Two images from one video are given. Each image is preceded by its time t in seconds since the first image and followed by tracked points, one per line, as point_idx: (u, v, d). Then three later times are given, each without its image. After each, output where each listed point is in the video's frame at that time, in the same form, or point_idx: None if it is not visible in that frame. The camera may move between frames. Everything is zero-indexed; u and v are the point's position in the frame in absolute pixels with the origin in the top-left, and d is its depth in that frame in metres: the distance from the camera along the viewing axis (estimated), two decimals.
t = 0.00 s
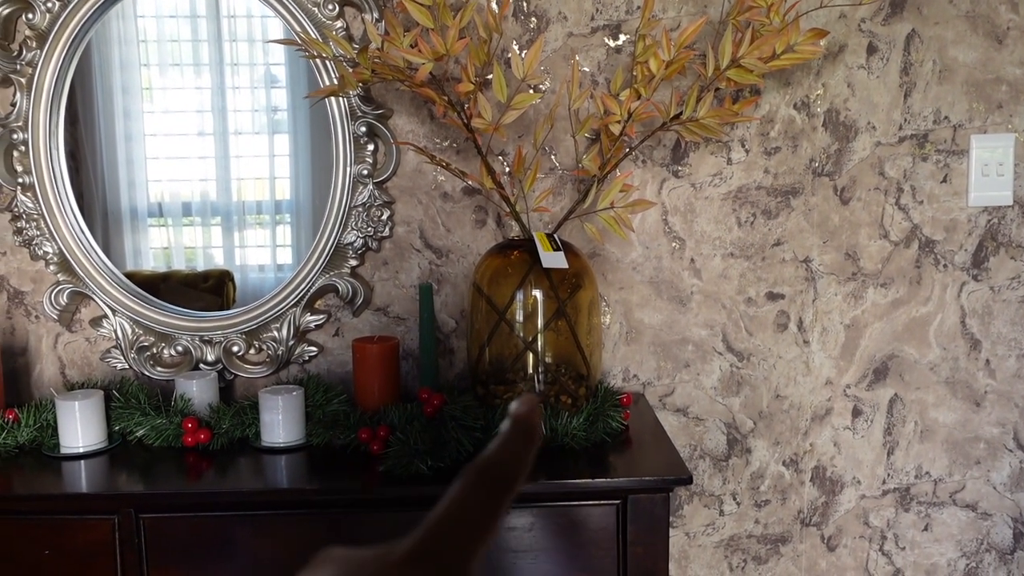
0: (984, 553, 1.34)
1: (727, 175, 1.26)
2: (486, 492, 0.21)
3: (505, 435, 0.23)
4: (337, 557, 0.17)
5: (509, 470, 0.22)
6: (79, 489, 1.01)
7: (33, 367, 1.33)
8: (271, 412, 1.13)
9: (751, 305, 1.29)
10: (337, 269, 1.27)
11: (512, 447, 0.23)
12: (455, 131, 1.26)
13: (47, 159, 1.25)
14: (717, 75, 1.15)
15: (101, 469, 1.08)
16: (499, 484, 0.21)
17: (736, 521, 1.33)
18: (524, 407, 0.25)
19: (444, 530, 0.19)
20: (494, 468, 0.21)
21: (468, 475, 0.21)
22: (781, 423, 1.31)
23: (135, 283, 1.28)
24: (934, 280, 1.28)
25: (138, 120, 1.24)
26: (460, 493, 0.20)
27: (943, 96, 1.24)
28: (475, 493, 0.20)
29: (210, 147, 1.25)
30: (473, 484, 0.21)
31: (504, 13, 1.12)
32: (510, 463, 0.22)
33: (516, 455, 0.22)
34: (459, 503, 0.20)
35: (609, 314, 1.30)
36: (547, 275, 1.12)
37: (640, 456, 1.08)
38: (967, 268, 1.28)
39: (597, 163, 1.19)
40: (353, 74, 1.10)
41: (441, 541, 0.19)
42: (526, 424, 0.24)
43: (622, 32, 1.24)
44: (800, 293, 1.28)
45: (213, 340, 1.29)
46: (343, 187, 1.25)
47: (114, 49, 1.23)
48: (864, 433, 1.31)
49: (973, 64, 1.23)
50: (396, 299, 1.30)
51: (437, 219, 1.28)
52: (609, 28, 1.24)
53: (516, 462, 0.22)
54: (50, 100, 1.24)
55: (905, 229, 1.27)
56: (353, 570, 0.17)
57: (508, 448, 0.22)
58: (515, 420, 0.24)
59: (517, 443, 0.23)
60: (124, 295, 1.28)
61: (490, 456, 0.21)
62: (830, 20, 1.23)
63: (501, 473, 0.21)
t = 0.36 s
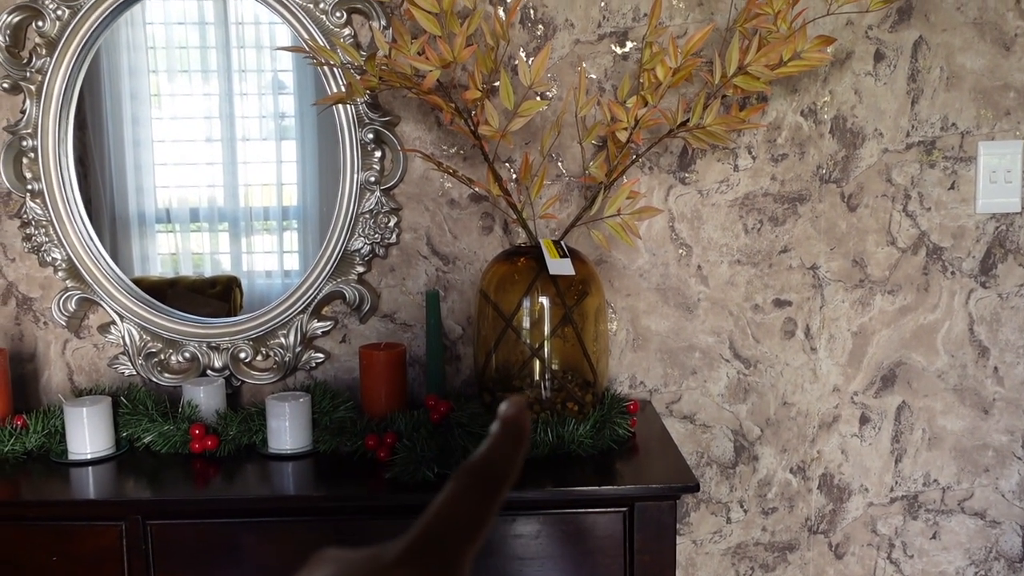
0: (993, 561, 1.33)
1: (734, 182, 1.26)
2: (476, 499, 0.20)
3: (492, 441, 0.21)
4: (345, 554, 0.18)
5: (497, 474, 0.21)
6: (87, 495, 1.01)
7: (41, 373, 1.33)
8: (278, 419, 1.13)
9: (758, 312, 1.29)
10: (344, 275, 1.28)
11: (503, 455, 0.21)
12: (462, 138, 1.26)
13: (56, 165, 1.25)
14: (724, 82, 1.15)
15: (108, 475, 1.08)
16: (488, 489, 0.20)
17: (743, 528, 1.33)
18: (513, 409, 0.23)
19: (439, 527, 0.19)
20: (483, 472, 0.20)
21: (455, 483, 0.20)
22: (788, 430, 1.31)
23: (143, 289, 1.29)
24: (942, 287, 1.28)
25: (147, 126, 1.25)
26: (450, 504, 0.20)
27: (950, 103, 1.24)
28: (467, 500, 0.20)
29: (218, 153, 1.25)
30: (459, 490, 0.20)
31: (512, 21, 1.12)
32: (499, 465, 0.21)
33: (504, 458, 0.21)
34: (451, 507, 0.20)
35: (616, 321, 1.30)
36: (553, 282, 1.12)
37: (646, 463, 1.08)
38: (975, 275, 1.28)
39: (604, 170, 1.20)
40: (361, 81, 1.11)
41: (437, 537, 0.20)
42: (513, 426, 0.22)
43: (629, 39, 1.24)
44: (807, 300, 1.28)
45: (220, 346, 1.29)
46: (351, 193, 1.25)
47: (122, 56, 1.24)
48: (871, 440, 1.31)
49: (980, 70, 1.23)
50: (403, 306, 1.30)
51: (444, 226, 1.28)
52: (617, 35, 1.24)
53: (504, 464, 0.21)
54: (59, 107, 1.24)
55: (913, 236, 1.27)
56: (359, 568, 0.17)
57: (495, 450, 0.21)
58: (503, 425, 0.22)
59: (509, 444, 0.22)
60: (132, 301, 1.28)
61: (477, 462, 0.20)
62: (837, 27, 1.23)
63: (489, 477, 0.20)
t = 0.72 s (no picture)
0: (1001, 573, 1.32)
1: (739, 191, 1.25)
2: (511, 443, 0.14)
3: (522, 368, 0.15)
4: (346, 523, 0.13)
5: (535, 410, 0.14)
6: (89, 505, 1.01)
7: (45, 383, 1.33)
8: (281, 429, 1.13)
9: (764, 321, 1.28)
10: (348, 284, 1.27)
11: (541, 381, 0.15)
12: (466, 147, 1.26)
13: (60, 174, 1.25)
14: (728, 92, 1.15)
15: (111, 485, 1.08)
16: (523, 430, 0.14)
17: (749, 539, 1.32)
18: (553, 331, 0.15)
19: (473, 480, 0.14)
20: (514, 412, 0.14)
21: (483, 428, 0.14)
22: (794, 441, 1.30)
23: (147, 298, 1.29)
24: (948, 297, 1.27)
25: (152, 136, 1.25)
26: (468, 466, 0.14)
27: (956, 112, 1.23)
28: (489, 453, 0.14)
29: (223, 162, 1.25)
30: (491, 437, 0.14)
31: (516, 30, 1.12)
32: (539, 400, 0.14)
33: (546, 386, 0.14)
34: (477, 458, 0.14)
35: (620, 331, 1.29)
36: (558, 291, 1.12)
37: (651, 473, 1.07)
38: (982, 284, 1.27)
39: (609, 179, 1.19)
40: (365, 90, 1.10)
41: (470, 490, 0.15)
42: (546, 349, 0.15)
43: (634, 48, 1.24)
44: (813, 310, 1.27)
45: (224, 356, 1.29)
46: (355, 202, 1.25)
47: (128, 65, 1.24)
48: (878, 451, 1.30)
49: (986, 79, 1.23)
50: (407, 315, 1.30)
51: (448, 235, 1.28)
52: (621, 44, 1.24)
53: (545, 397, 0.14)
54: (64, 116, 1.24)
55: (919, 245, 1.26)
56: (369, 542, 0.13)
57: (534, 378, 0.14)
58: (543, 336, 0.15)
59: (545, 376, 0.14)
60: (136, 311, 1.28)
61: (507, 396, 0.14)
62: (842, 36, 1.22)
63: (525, 415, 0.14)
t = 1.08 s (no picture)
0: None
1: (742, 198, 1.25)
2: (524, 476, 0.18)
3: (540, 410, 0.19)
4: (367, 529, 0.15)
5: (548, 451, 0.18)
6: (88, 513, 1.00)
7: (44, 390, 1.32)
8: (281, 436, 1.12)
9: (766, 329, 1.27)
10: (348, 291, 1.27)
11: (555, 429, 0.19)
12: (467, 154, 1.26)
13: (61, 181, 1.25)
14: (731, 98, 1.14)
15: (110, 493, 1.07)
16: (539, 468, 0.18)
17: (752, 549, 1.31)
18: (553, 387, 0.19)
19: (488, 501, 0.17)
20: (531, 448, 0.18)
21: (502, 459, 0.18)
22: (797, 449, 1.29)
23: (147, 305, 1.28)
24: (952, 305, 1.26)
25: (154, 143, 1.24)
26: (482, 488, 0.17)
27: (959, 119, 1.23)
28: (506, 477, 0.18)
29: (225, 170, 1.25)
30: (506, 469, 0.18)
31: (517, 36, 1.11)
32: (551, 443, 0.18)
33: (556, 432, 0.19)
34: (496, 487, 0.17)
35: (622, 338, 1.29)
36: (559, 298, 1.11)
37: (653, 482, 1.06)
38: (986, 291, 1.26)
39: (611, 186, 1.18)
40: (366, 96, 1.10)
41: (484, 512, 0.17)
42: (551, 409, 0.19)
43: (635, 55, 1.23)
44: (816, 317, 1.27)
45: (224, 363, 1.28)
46: (356, 210, 1.25)
47: (130, 72, 1.24)
48: (881, 459, 1.29)
49: (990, 86, 1.22)
50: (407, 322, 1.29)
51: (449, 242, 1.27)
52: (622, 50, 1.24)
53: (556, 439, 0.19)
54: (65, 123, 1.24)
55: (922, 253, 1.25)
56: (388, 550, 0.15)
57: (544, 424, 0.18)
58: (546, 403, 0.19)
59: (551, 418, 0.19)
60: (136, 317, 1.28)
61: (526, 435, 0.18)
62: (844, 43, 1.22)
63: (540, 456, 0.18)
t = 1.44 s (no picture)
0: None
1: (743, 200, 1.25)
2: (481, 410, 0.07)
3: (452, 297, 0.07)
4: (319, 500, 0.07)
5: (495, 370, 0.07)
6: (88, 515, 1.00)
7: (44, 391, 1.32)
8: (281, 438, 1.12)
9: (767, 331, 1.27)
10: (349, 293, 1.27)
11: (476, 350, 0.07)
12: (468, 156, 1.26)
13: (62, 183, 1.25)
14: (732, 100, 1.14)
15: (110, 495, 1.07)
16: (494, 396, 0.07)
17: (752, 552, 1.31)
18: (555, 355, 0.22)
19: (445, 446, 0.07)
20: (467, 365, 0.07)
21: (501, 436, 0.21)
22: (798, 452, 1.29)
23: (148, 307, 1.28)
24: (953, 308, 1.26)
25: (155, 145, 1.24)
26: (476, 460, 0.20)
27: (960, 121, 1.23)
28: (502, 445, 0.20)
29: (226, 172, 1.25)
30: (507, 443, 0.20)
31: (518, 38, 1.11)
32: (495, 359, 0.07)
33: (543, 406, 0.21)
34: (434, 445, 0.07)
35: (622, 341, 1.28)
36: (559, 300, 1.11)
37: (654, 484, 1.06)
38: (987, 294, 1.26)
39: (611, 188, 1.18)
40: (368, 98, 1.10)
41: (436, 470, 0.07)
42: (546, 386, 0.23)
43: (636, 58, 1.23)
44: (817, 320, 1.27)
45: (224, 364, 1.28)
46: (357, 212, 1.25)
47: (131, 74, 1.24)
48: (882, 462, 1.29)
49: (991, 89, 1.22)
50: (408, 324, 1.29)
51: (450, 244, 1.27)
52: (623, 53, 1.24)
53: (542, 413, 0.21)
54: (67, 125, 1.24)
55: (924, 255, 1.25)
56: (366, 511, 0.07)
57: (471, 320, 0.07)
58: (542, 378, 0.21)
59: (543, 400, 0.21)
60: (136, 319, 1.28)
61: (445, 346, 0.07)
62: (845, 45, 1.22)
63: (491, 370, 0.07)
